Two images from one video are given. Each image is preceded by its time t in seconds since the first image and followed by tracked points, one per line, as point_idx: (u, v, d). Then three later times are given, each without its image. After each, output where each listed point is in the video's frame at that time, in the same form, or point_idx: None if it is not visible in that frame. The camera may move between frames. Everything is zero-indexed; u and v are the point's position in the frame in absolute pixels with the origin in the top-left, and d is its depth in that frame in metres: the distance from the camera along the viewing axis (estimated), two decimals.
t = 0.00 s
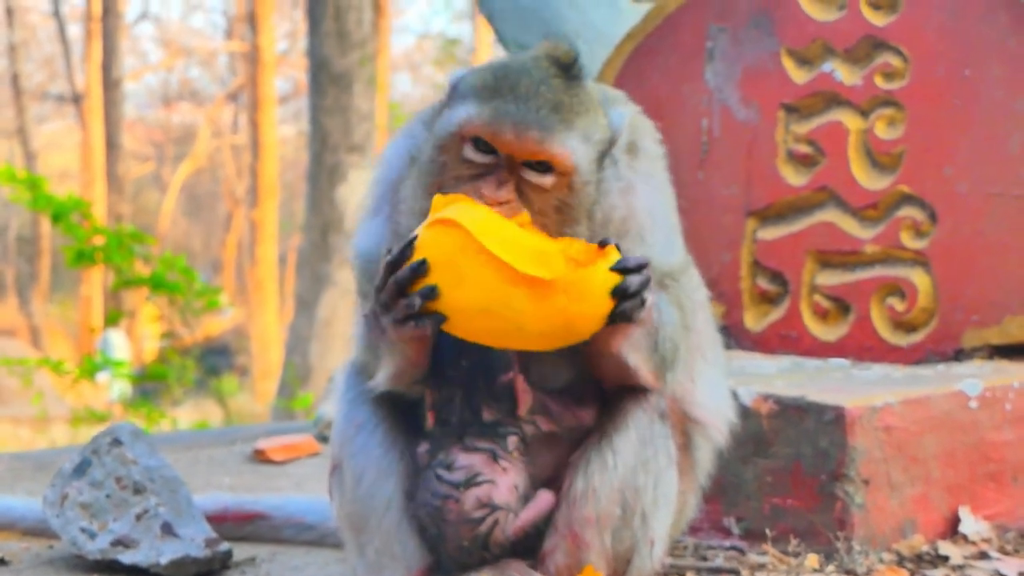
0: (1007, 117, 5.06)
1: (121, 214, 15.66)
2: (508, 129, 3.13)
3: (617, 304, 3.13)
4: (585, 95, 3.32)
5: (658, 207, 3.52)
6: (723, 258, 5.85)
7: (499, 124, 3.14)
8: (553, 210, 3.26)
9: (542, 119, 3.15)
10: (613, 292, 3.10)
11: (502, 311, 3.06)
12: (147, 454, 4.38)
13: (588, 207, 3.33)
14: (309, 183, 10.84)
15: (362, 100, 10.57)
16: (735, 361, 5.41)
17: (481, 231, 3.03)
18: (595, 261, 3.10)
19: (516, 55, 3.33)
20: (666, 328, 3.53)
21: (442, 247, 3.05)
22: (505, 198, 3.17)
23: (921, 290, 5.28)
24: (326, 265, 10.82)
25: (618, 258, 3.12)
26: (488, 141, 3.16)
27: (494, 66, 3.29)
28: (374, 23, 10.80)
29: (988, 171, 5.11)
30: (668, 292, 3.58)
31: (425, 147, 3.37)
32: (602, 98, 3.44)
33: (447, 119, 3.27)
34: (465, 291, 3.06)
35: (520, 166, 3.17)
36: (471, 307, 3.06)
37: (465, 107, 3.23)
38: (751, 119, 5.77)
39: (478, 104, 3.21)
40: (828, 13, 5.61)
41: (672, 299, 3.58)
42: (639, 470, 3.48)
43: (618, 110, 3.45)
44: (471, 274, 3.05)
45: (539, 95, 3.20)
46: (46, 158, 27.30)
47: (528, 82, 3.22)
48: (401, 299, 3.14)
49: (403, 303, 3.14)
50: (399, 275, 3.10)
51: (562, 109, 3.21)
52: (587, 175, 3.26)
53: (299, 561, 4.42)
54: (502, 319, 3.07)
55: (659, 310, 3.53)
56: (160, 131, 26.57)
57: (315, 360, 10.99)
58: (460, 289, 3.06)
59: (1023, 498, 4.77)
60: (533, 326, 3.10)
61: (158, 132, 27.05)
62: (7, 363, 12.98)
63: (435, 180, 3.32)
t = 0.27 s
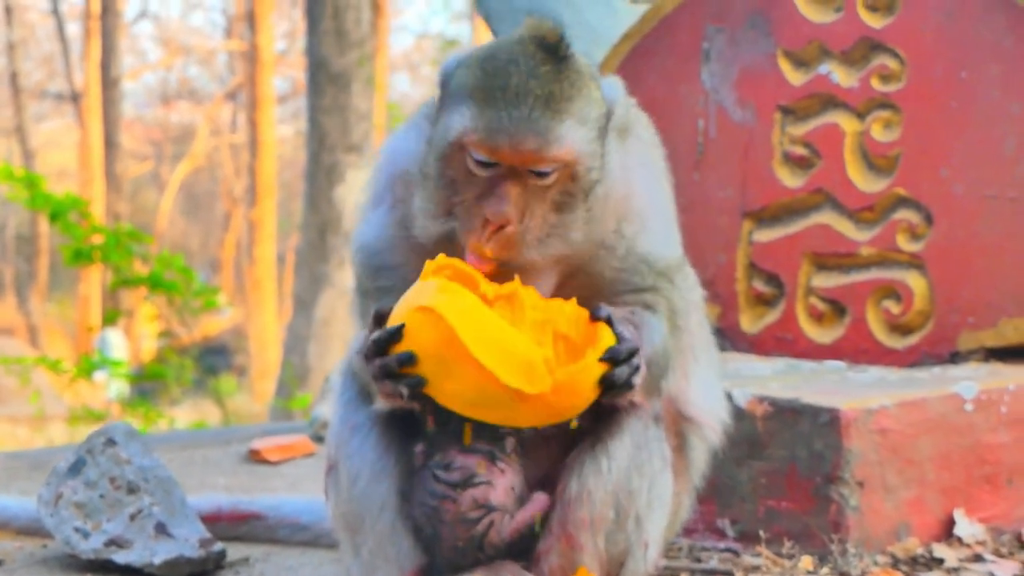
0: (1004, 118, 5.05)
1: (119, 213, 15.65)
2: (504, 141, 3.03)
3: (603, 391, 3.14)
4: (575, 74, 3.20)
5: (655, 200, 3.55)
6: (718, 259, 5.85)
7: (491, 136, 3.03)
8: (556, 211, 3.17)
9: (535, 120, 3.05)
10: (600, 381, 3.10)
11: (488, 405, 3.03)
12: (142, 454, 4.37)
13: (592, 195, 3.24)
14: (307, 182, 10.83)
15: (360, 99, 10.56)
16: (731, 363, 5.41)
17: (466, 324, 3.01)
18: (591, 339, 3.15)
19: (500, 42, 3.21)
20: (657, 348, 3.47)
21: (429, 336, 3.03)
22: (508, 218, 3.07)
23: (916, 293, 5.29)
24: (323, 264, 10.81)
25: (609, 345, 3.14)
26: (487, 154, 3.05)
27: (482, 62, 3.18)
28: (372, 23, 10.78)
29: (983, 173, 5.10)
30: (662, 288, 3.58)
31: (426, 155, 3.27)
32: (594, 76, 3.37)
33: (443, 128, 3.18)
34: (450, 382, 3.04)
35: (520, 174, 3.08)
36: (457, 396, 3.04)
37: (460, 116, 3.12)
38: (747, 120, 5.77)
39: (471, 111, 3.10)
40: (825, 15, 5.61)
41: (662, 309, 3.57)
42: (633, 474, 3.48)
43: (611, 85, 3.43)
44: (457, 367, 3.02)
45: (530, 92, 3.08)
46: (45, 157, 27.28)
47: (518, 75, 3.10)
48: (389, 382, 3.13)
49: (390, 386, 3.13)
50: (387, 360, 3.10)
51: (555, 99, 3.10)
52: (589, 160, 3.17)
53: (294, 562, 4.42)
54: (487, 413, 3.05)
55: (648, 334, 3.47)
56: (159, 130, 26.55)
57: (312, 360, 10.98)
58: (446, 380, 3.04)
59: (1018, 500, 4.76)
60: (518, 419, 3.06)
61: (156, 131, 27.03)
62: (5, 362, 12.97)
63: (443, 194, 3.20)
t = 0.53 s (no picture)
0: (987, 119, 5.06)
1: (103, 218, 15.58)
2: (483, 150, 3.02)
3: (591, 393, 3.12)
4: (550, 75, 3.20)
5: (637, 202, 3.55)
6: (704, 263, 5.82)
7: (472, 145, 3.02)
8: (539, 213, 3.15)
9: (513, 126, 3.04)
10: (587, 383, 3.08)
11: (475, 410, 3.02)
12: (127, 463, 4.32)
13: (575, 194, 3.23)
14: (291, 187, 10.80)
15: (343, 103, 10.53)
16: (716, 367, 5.39)
17: (452, 328, 2.99)
18: (577, 340, 3.13)
19: (475, 48, 3.21)
20: (643, 350, 3.47)
21: (416, 341, 3.01)
22: (490, 225, 3.05)
23: (902, 295, 5.29)
24: (308, 269, 10.77)
25: (596, 346, 3.11)
26: (466, 162, 3.03)
27: (458, 71, 3.18)
28: (356, 27, 10.75)
29: (967, 175, 5.11)
30: (648, 293, 3.55)
31: (405, 165, 3.27)
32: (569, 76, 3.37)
33: (423, 139, 3.17)
34: (438, 386, 3.02)
35: (498, 181, 3.06)
36: (444, 401, 3.02)
37: (439, 124, 3.13)
38: (731, 123, 5.76)
39: (450, 122, 3.10)
40: (808, 17, 5.61)
41: (647, 313, 3.54)
42: (618, 480, 3.47)
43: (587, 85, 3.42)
44: (444, 370, 3.00)
45: (507, 97, 3.08)
46: (28, 162, 27.17)
47: (494, 81, 3.10)
48: (376, 388, 3.11)
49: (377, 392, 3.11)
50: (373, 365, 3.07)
51: (532, 103, 3.10)
52: (567, 162, 3.16)
53: (280, 570, 4.39)
54: (474, 416, 3.04)
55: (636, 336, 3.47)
56: (143, 134, 26.46)
57: (298, 364, 10.94)
58: (433, 385, 3.02)
59: (1005, 502, 4.75)
60: (506, 421, 3.05)
61: (140, 135, 26.93)
62: None
63: (424, 206, 3.17)
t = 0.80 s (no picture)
0: (968, 124, 5.07)
1: (83, 224, 15.50)
2: (507, 151, 2.93)
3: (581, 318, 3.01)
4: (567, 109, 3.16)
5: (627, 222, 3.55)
6: (685, 268, 5.82)
7: (496, 144, 2.94)
8: (542, 233, 3.04)
9: (535, 138, 2.96)
10: (578, 306, 2.98)
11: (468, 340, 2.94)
12: (109, 469, 4.30)
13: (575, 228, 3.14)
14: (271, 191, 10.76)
15: (323, 107, 10.50)
16: (698, 372, 5.39)
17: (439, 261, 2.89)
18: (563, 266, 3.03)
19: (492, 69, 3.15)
20: (629, 348, 3.48)
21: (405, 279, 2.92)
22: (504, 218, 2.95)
23: (883, 298, 5.29)
24: (289, 273, 10.72)
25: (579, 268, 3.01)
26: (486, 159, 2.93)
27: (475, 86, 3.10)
28: (335, 31, 10.72)
29: (948, 179, 5.12)
30: (635, 304, 3.56)
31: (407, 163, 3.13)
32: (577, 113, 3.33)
33: (434, 136, 3.04)
34: (429, 322, 2.92)
35: (514, 184, 2.96)
36: (436, 337, 2.94)
37: (455, 124, 3.01)
38: (712, 128, 5.76)
39: (471, 122, 2.99)
40: (788, 22, 5.61)
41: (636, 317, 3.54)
42: (602, 483, 3.43)
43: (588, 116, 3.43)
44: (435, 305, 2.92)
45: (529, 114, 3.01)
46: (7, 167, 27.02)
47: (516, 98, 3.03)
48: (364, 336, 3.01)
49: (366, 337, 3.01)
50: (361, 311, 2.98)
51: (552, 125, 3.03)
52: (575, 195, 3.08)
53: None
54: (468, 347, 2.95)
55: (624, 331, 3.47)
56: (122, 139, 26.34)
57: (278, 369, 10.89)
58: (424, 320, 2.93)
59: (987, 506, 4.76)
60: (499, 349, 2.97)
61: (120, 140, 26.81)
62: None
63: (423, 204, 3.04)
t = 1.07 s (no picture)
0: (960, 126, 5.08)
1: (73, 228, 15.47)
2: (499, 171, 2.92)
3: (577, 338, 3.03)
4: (568, 114, 3.11)
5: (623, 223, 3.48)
6: (677, 272, 5.82)
7: (487, 164, 2.92)
8: (535, 244, 3.05)
9: (529, 154, 2.94)
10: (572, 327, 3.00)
11: (464, 352, 2.93)
12: (101, 477, 4.31)
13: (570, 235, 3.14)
14: (262, 195, 10.74)
15: (313, 111, 10.49)
16: (690, 376, 5.40)
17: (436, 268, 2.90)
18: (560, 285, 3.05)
19: (490, 71, 3.10)
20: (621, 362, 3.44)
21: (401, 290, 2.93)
22: (495, 239, 2.96)
23: (874, 301, 5.30)
24: (280, 277, 10.71)
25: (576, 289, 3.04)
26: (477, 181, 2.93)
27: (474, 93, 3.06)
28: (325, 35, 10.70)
29: (939, 182, 5.13)
30: (629, 313, 3.53)
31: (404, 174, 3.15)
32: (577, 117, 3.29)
33: (429, 151, 3.04)
34: (425, 334, 2.93)
35: (504, 204, 2.96)
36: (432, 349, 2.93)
37: (449, 138, 3.00)
38: (703, 132, 5.76)
39: (465, 139, 2.97)
40: (779, 26, 5.62)
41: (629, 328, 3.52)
42: (596, 489, 3.43)
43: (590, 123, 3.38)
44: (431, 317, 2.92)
45: (525, 126, 2.98)
46: None
47: (512, 109, 2.99)
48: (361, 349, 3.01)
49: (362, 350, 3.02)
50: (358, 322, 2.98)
51: (548, 136, 3.00)
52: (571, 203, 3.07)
53: None
54: (463, 361, 2.95)
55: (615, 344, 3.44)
56: (112, 143, 26.29)
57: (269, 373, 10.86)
58: (420, 332, 2.93)
59: (980, 509, 4.76)
60: (495, 365, 2.96)
61: (110, 144, 26.76)
62: None
63: (419, 217, 3.06)
